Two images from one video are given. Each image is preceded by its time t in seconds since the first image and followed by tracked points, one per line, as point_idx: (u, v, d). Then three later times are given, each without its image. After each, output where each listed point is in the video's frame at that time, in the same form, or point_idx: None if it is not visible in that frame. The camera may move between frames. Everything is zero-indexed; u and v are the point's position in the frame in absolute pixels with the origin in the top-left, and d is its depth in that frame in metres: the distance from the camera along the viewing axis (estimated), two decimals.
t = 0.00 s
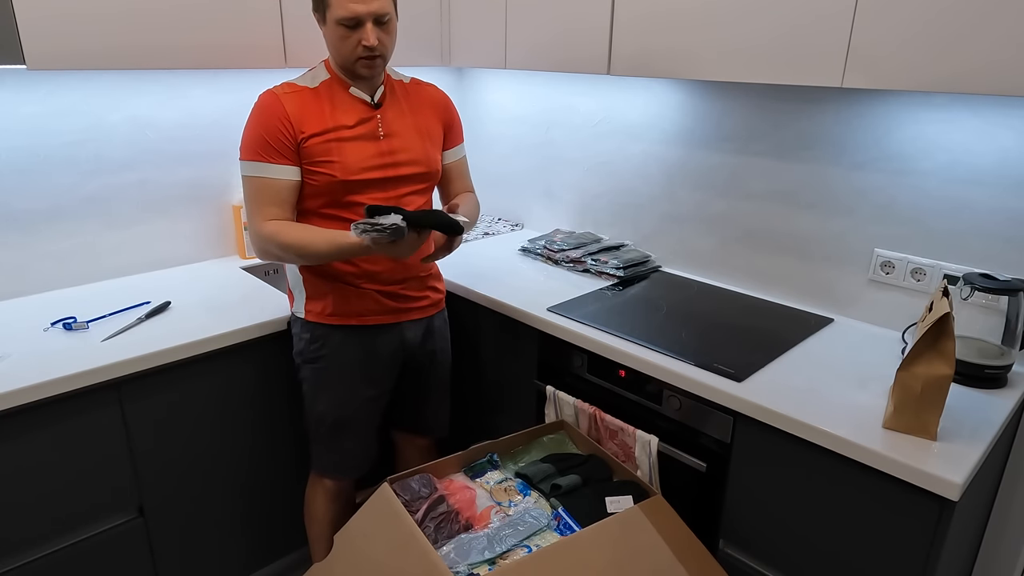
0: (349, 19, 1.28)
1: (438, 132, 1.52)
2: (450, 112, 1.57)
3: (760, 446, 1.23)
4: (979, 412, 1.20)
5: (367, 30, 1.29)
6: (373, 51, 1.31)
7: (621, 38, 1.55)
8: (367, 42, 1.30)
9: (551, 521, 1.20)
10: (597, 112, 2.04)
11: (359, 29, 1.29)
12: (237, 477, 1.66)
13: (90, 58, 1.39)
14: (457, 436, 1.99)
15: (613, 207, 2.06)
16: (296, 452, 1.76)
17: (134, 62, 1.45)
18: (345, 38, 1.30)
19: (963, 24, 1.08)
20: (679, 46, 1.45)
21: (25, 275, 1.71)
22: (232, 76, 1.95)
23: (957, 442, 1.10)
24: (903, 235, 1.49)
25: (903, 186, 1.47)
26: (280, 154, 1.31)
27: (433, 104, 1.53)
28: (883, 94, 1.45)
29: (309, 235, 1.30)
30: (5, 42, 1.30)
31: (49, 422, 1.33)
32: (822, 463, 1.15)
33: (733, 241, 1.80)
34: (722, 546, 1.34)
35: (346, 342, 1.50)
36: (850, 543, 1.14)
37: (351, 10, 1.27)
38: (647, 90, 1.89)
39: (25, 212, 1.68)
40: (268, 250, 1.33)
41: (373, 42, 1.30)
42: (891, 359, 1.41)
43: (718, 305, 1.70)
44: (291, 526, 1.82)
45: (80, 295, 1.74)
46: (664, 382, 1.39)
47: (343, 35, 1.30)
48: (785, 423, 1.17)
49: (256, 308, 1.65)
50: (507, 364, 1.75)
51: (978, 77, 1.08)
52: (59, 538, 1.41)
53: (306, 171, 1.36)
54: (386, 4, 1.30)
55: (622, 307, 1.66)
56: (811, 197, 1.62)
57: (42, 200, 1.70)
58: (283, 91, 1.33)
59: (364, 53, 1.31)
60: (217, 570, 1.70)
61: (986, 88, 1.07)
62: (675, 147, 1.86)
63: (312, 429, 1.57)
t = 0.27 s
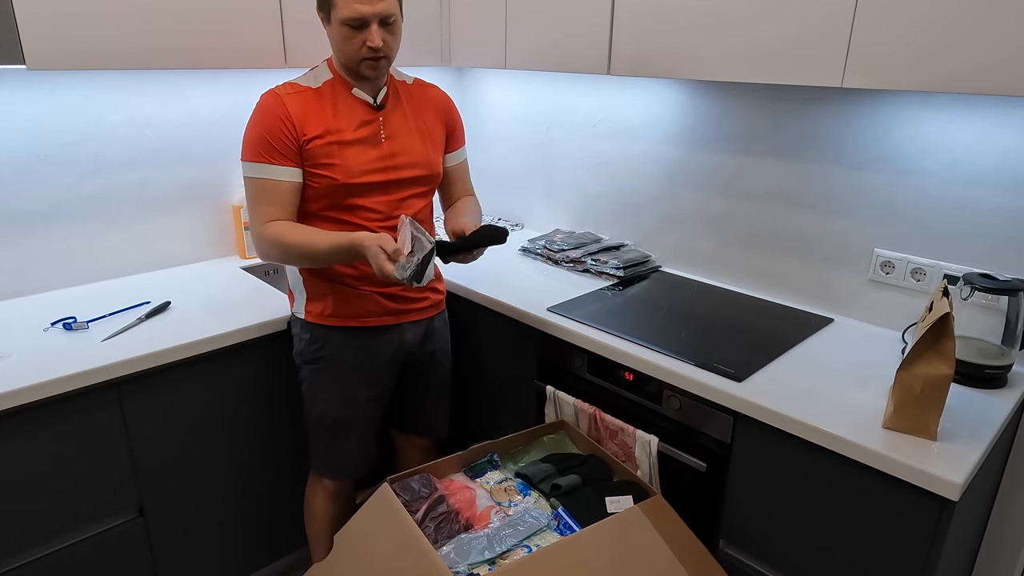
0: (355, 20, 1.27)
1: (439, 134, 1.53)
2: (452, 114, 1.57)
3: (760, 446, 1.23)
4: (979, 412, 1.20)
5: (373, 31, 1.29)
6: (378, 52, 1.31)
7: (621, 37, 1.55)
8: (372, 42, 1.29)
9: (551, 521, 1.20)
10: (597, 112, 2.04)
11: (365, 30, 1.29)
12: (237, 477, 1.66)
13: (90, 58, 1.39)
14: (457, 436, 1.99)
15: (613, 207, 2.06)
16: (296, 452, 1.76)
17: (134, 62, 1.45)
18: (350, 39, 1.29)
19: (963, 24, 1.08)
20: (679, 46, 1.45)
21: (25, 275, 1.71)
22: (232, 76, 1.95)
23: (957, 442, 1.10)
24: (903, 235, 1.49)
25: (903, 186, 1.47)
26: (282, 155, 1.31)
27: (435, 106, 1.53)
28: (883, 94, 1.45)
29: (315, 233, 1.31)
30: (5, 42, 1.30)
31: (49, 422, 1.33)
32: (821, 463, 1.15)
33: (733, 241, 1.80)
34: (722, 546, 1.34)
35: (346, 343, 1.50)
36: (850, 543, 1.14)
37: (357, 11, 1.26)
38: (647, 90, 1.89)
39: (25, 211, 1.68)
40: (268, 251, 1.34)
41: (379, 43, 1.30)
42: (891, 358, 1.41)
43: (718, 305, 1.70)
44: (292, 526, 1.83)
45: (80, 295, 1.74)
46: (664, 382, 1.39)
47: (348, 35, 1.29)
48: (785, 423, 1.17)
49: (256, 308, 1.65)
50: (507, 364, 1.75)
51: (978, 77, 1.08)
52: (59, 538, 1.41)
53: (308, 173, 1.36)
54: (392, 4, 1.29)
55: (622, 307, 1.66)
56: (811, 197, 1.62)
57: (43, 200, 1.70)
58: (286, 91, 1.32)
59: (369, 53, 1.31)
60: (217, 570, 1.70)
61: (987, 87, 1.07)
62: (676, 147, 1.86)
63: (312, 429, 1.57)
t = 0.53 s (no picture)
0: (363, 21, 1.27)
1: (441, 136, 1.53)
2: (454, 115, 1.57)
3: (760, 446, 1.23)
4: (979, 412, 1.20)
5: (381, 33, 1.29)
6: (386, 54, 1.31)
7: (621, 38, 1.55)
8: (381, 44, 1.29)
9: (551, 521, 1.20)
10: (597, 112, 2.04)
11: (373, 31, 1.29)
12: (237, 477, 1.66)
13: (90, 58, 1.39)
14: (457, 436, 1.99)
15: (613, 207, 2.06)
16: (296, 452, 1.76)
17: (133, 62, 1.44)
18: (358, 40, 1.29)
19: (963, 24, 1.08)
20: (680, 46, 1.45)
21: (25, 276, 1.71)
22: (232, 77, 1.95)
23: (958, 442, 1.10)
24: (903, 235, 1.49)
25: (903, 186, 1.47)
26: (284, 154, 1.30)
27: (438, 108, 1.53)
28: (883, 94, 1.45)
29: (323, 223, 1.33)
30: (5, 42, 1.30)
31: (49, 422, 1.33)
32: (822, 463, 1.15)
33: (733, 241, 1.80)
34: (722, 546, 1.34)
35: (347, 343, 1.50)
36: (850, 543, 1.14)
37: (367, 13, 1.26)
38: (647, 90, 1.89)
39: (25, 212, 1.68)
40: (273, 249, 1.33)
41: (387, 45, 1.30)
42: (891, 358, 1.41)
43: (718, 305, 1.70)
44: (291, 526, 1.82)
45: (80, 295, 1.74)
46: (663, 382, 1.39)
47: (356, 37, 1.29)
48: (785, 423, 1.17)
49: (256, 308, 1.65)
50: (507, 364, 1.75)
51: (978, 76, 1.08)
52: (59, 538, 1.41)
53: (309, 173, 1.36)
54: (400, 6, 1.29)
55: (622, 307, 1.66)
56: (811, 198, 1.62)
57: (43, 200, 1.70)
58: (288, 91, 1.33)
59: (377, 55, 1.31)
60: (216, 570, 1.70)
61: (987, 87, 1.07)
62: (676, 147, 1.86)
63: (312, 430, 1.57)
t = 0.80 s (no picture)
0: (374, 22, 1.27)
1: (443, 137, 1.53)
2: (456, 116, 1.57)
3: (760, 447, 1.23)
4: (979, 412, 1.20)
5: (391, 34, 1.29)
6: (394, 55, 1.31)
7: (621, 38, 1.55)
8: (390, 45, 1.30)
9: (551, 521, 1.20)
10: (597, 112, 2.04)
11: (383, 32, 1.29)
12: (237, 477, 1.66)
13: (90, 58, 1.39)
14: (457, 436, 1.99)
15: (613, 207, 2.06)
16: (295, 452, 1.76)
17: (133, 62, 1.44)
18: (367, 40, 1.29)
19: (963, 25, 1.08)
20: (680, 46, 1.45)
21: (25, 276, 1.71)
22: (232, 77, 1.95)
23: (958, 442, 1.10)
24: (903, 235, 1.49)
25: (903, 186, 1.47)
26: (286, 152, 1.30)
27: (440, 109, 1.53)
28: (883, 94, 1.45)
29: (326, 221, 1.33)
30: (5, 42, 1.30)
31: (49, 422, 1.33)
32: (822, 463, 1.15)
33: (733, 241, 1.80)
34: (722, 546, 1.34)
35: (347, 343, 1.50)
36: (850, 543, 1.14)
37: (379, 13, 1.26)
38: (647, 90, 1.89)
39: (25, 211, 1.68)
40: (277, 247, 1.33)
41: (396, 46, 1.30)
42: (891, 358, 1.41)
43: (718, 305, 1.70)
44: (291, 526, 1.82)
45: (80, 295, 1.74)
46: (664, 382, 1.39)
47: (365, 37, 1.28)
48: (785, 423, 1.17)
49: (256, 308, 1.65)
50: (507, 364, 1.75)
51: (978, 76, 1.08)
52: (59, 538, 1.41)
53: (311, 172, 1.36)
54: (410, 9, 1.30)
55: (622, 307, 1.66)
56: (811, 198, 1.62)
57: (42, 200, 1.69)
58: (292, 89, 1.33)
59: (385, 56, 1.31)
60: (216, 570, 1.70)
61: (987, 87, 1.07)
62: (676, 147, 1.86)
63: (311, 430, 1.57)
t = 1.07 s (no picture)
0: (380, 25, 1.26)
1: (443, 138, 1.53)
2: (456, 118, 1.57)
3: (760, 447, 1.23)
4: (979, 412, 1.20)
5: (396, 37, 1.29)
6: (398, 58, 1.31)
7: (621, 37, 1.55)
8: (395, 48, 1.30)
9: (551, 521, 1.20)
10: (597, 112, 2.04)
11: (388, 35, 1.29)
12: (237, 477, 1.66)
13: (90, 58, 1.39)
14: (457, 436, 1.99)
15: (613, 207, 2.06)
16: (295, 452, 1.76)
17: (134, 62, 1.45)
18: (371, 42, 1.29)
19: (963, 25, 1.08)
20: (680, 46, 1.44)
21: (25, 276, 1.71)
22: (232, 77, 1.95)
23: (957, 442, 1.10)
24: (903, 235, 1.49)
25: (903, 186, 1.47)
26: (287, 151, 1.30)
27: (440, 110, 1.53)
28: (883, 94, 1.45)
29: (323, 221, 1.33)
30: (5, 42, 1.30)
31: (49, 421, 1.33)
32: (822, 463, 1.15)
33: (734, 241, 1.80)
34: (722, 546, 1.35)
35: (347, 343, 1.50)
36: (850, 543, 1.14)
37: (384, 17, 1.25)
38: (647, 90, 1.89)
39: (25, 211, 1.68)
40: (274, 246, 1.33)
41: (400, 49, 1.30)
42: (891, 358, 1.41)
43: (718, 305, 1.70)
44: (292, 526, 1.83)
45: (80, 295, 1.74)
46: (663, 382, 1.39)
47: (370, 39, 1.28)
48: (785, 422, 1.17)
49: (256, 308, 1.65)
50: (507, 365, 1.75)
51: (978, 76, 1.08)
52: (59, 538, 1.41)
53: (312, 171, 1.36)
54: (416, 11, 1.29)
55: (622, 307, 1.66)
56: (811, 197, 1.62)
57: (42, 199, 1.70)
58: (292, 89, 1.33)
59: (389, 58, 1.31)
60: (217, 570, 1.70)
61: (988, 86, 1.07)
62: (676, 147, 1.86)
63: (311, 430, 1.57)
